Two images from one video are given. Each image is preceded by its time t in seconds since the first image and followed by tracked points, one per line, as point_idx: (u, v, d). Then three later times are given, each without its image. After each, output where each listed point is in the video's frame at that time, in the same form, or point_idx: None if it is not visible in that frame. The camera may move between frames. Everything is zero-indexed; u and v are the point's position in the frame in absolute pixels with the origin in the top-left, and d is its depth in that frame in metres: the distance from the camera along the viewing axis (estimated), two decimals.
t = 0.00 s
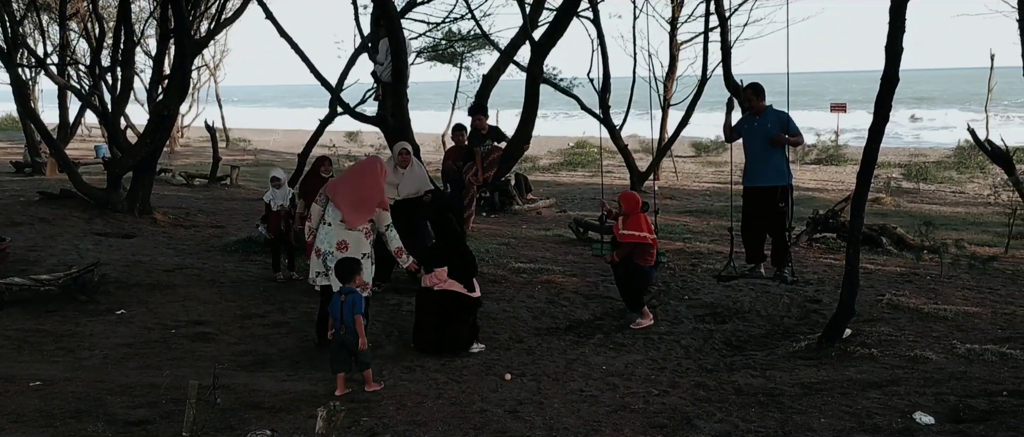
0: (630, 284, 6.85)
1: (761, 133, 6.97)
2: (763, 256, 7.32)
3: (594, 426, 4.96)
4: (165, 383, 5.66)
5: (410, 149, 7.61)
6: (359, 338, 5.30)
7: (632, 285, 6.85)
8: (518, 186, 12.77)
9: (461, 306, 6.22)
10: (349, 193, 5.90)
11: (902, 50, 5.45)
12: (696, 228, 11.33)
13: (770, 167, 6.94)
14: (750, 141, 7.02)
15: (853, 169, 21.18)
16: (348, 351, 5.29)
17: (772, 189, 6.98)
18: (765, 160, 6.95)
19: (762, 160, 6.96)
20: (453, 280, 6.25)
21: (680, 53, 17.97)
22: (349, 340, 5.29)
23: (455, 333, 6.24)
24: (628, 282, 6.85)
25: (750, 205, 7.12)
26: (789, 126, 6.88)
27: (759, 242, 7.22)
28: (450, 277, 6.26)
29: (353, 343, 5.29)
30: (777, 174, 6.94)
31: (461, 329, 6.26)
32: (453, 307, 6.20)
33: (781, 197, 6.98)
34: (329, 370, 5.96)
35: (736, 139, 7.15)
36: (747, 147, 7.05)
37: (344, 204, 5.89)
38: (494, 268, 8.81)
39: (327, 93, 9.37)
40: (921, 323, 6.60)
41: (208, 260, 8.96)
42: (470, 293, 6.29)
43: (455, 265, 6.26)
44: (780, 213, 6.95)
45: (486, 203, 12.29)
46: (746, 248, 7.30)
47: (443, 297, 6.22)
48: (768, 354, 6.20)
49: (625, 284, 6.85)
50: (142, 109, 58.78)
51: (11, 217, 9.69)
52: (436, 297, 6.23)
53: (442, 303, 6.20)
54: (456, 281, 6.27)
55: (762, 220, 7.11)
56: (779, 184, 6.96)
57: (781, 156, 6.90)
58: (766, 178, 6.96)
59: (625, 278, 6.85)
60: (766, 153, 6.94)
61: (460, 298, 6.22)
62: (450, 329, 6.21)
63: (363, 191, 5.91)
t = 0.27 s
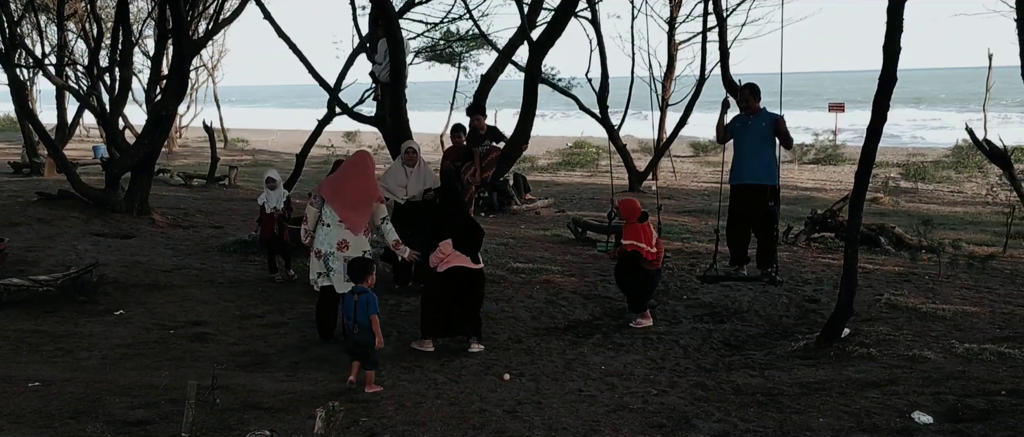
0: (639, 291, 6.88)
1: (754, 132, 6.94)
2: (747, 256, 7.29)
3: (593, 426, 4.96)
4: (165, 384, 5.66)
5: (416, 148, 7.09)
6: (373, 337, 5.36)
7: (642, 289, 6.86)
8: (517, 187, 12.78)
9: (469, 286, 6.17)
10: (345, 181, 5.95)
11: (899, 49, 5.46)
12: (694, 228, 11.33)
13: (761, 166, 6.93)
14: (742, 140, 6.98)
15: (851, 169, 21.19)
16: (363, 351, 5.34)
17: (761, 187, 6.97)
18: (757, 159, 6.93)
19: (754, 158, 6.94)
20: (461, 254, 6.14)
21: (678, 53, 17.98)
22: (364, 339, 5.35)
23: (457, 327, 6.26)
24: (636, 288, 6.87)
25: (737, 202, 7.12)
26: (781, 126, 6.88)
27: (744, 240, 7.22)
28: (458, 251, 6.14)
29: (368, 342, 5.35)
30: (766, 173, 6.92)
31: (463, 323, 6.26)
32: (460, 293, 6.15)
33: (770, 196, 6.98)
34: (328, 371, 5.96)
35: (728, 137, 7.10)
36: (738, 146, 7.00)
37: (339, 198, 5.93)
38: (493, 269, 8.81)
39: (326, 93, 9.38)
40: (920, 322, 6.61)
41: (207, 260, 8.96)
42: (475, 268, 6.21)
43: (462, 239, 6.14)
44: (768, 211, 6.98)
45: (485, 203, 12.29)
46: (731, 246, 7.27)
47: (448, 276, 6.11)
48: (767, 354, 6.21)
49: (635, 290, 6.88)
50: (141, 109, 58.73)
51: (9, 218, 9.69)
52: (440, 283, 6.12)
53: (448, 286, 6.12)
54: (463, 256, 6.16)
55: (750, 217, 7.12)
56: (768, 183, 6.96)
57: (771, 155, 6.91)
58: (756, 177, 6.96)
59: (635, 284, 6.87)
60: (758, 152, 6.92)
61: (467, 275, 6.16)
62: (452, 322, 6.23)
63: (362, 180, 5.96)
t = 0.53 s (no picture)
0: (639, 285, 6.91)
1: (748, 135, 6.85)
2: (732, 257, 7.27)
3: (595, 425, 4.97)
4: (167, 384, 5.66)
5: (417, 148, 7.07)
6: (383, 335, 5.46)
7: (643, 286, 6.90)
8: (518, 186, 12.78)
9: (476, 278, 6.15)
10: (330, 174, 5.99)
11: (901, 49, 5.47)
12: (695, 228, 11.34)
13: (752, 167, 6.83)
14: (737, 141, 6.87)
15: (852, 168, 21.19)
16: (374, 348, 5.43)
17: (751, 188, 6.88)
18: (750, 160, 6.83)
19: (747, 159, 6.84)
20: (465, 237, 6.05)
21: (679, 52, 17.98)
22: (375, 336, 5.44)
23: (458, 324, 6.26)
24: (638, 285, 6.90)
25: (727, 201, 7.05)
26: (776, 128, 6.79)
27: (730, 239, 7.14)
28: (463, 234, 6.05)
29: (378, 339, 5.44)
30: (756, 174, 6.83)
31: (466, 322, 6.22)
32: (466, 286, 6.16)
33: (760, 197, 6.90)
34: (331, 371, 5.97)
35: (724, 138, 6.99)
36: (732, 147, 6.89)
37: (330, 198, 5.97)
38: (494, 269, 8.81)
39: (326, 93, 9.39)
40: (921, 322, 6.62)
41: (208, 260, 8.96)
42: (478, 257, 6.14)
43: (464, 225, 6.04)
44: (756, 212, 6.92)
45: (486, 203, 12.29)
46: (716, 244, 7.21)
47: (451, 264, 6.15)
48: (769, 353, 6.21)
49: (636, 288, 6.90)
50: (140, 109, 58.70)
51: (10, 218, 9.69)
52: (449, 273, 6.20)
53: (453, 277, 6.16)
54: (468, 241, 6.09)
55: (738, 216, 7.05)
56: (757, 184, 6.88)
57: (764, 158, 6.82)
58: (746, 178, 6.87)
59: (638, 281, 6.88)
60: (750, 153, 6.83)
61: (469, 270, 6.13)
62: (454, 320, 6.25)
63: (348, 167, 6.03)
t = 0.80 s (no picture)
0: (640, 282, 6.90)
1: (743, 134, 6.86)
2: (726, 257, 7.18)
3: (600, 426, 4.98)
4: (172, 384, 5.67)
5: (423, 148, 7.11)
6: (391, 332, 5.57)
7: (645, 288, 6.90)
8: (520, 186, 12.78)
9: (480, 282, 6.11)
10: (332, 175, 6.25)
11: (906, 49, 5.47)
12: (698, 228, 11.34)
13: (747, 166, 6.85)
14: (733, 141, 6.87)
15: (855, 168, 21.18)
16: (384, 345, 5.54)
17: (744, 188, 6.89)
18: (744, 159, 6.84)
19: (741, 159, 6.85)
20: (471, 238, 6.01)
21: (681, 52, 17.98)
22: (384, 334, 5.54)
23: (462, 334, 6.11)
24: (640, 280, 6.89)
25: (719, 200, 7.02)
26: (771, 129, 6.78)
27: (724, 240, 7.09)
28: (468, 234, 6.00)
29: (387, 337, 5.55)
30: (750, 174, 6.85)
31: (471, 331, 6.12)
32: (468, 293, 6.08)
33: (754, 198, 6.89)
34: (335, 371, 5.98)
35: (720, 138, 6.99)
36: (727, 146, 6.89)
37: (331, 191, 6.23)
38: (497, 269, 8.82)
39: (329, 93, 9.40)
40: (926, 322, 6.62)
41: (212, 260, 8.97)
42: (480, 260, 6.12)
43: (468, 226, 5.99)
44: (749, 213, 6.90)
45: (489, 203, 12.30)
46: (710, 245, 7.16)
47: (450, 271, 6.08)
48: (773, 354, 6.22)
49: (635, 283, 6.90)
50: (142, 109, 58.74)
51: (14, 218, 9.70)
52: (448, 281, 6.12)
53: (455, 283, 6.08)
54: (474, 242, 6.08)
55: (731, 217, 7.04)
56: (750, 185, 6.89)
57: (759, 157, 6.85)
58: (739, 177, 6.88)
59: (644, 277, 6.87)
60: (744, 152, 6.84)
61: (471, 274, 6.07)
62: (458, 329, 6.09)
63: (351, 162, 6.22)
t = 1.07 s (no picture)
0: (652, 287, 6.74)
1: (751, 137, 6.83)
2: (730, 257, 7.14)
3: (613, 426, 4.98)
4: (187, 384, 5.69)
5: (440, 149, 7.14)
6: (412, 328, 5.63)
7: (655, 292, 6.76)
8: (532, 186, 12.79)
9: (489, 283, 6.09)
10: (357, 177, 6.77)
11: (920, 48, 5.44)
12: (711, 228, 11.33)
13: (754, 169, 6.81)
14: (740, 144, 6.85)
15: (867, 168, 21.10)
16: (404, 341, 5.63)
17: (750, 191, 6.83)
18: (751, 162, 6.81)
19: (748, 163, 6.82)
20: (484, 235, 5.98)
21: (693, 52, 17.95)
22: (404, 330, 5.62)
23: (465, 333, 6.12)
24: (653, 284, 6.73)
25: (724, 203, 6.99)
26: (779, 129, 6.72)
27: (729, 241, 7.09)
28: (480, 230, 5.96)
29: (408, 333, 5.63)
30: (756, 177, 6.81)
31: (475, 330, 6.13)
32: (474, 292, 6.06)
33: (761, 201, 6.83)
34: (347, 371, 6.00)
35: (727, 139, 6.99)
36: (734, 150, 6.88)
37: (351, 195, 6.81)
38: (509, 269, 8.83)
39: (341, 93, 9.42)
40: (941, 323, 6.59)
41: (225, 260, 9.01)
42: (491, 261, 6.08)
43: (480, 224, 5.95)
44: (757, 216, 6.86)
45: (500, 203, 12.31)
46: (715, 245, 7.14)
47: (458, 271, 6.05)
48: (786, 355, 6.20)
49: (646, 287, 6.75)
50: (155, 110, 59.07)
51: (29, 218, 9.76)
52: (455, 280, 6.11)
53: (461, 282, 6.06)
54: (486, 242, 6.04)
55: (738, 218, 7.01)
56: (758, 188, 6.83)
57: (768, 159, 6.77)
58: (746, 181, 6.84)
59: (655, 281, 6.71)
60: (751, 156, 6.81)
61: (479, 274, 6.04)
62: (460, 327, 6.10)
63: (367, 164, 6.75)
